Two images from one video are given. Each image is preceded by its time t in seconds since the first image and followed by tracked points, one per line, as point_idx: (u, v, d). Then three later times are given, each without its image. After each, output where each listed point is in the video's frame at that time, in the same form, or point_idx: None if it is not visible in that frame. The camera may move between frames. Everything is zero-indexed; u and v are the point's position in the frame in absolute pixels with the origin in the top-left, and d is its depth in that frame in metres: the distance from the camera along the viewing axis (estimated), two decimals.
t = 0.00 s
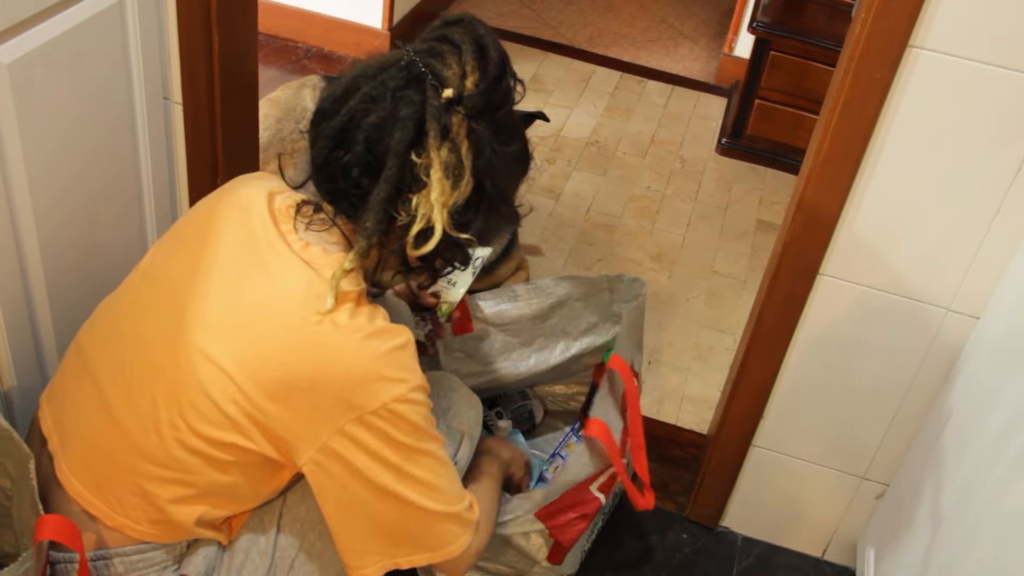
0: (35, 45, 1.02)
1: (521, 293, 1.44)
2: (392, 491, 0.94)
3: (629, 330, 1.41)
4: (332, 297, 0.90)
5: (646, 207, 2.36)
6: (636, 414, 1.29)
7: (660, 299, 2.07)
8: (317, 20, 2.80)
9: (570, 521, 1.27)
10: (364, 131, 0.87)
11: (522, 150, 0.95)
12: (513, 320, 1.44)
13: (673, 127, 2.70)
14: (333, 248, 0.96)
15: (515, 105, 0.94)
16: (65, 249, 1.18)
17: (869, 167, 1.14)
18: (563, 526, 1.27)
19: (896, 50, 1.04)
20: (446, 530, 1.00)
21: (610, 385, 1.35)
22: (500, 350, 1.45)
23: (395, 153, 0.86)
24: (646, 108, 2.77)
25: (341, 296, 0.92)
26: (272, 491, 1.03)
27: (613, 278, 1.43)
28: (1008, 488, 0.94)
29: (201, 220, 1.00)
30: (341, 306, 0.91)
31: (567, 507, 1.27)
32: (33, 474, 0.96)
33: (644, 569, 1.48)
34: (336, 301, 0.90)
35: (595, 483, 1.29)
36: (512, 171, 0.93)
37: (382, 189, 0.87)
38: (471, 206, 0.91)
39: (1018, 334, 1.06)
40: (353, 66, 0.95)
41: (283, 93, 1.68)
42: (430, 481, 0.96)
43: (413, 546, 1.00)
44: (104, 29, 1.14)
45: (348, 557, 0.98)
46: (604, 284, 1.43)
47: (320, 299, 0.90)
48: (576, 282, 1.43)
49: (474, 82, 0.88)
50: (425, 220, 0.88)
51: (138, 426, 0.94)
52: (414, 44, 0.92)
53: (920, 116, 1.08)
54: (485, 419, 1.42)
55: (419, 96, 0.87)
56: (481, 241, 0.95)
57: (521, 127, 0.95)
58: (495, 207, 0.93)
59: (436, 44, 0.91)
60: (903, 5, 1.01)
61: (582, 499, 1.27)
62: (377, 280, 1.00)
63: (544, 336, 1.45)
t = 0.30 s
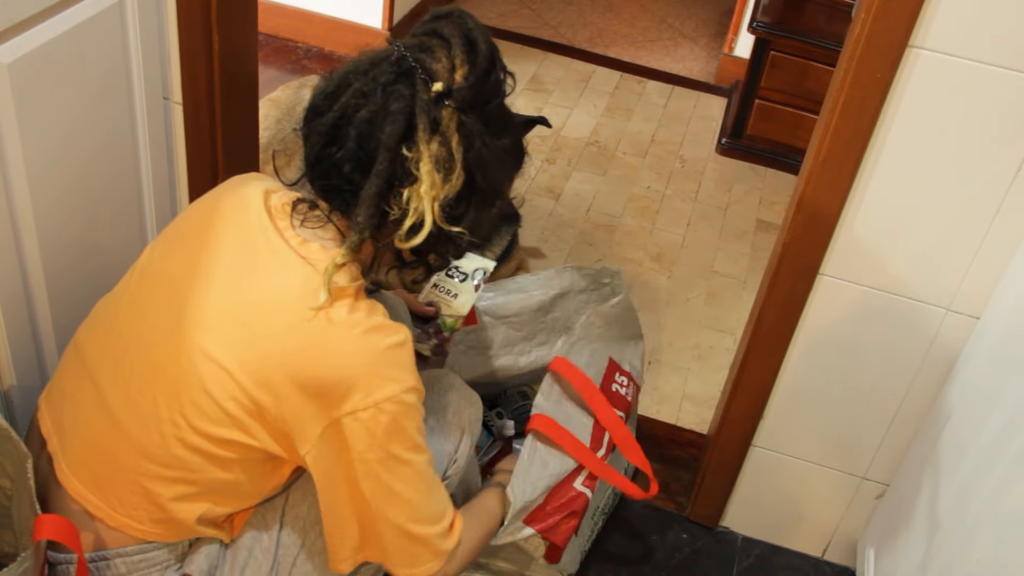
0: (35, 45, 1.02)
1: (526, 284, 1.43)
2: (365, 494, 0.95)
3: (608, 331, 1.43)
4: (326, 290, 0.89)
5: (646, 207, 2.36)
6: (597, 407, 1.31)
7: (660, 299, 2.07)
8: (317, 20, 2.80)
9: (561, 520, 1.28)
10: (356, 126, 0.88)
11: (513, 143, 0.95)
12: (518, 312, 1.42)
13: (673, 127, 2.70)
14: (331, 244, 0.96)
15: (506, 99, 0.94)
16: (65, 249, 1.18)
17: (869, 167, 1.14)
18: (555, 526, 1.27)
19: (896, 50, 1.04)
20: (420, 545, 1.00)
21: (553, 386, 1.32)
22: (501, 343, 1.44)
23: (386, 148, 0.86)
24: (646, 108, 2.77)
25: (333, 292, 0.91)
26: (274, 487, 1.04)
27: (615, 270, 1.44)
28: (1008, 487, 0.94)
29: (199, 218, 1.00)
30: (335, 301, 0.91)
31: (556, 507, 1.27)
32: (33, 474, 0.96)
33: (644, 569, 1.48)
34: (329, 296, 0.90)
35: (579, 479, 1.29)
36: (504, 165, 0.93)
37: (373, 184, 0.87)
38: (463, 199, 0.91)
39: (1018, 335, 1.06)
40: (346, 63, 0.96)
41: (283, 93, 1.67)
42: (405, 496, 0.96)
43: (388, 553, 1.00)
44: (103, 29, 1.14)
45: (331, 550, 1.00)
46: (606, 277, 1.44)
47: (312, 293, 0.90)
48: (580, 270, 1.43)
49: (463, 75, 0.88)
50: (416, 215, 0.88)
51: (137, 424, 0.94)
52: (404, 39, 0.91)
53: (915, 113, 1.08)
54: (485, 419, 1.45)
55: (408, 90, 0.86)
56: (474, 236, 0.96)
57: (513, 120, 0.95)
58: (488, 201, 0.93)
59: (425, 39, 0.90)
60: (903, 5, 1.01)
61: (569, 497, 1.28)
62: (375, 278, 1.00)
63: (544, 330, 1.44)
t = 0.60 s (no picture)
0: (35, 46, 1.02)
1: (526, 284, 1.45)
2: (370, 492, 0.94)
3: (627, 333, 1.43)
4: (326, 293, 0.90)
5: (647, 207, 2.36)
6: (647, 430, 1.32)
7: (660, 299, 2.07)
8: (317, 20, 2.80)
9: (571, 515, 1.28)
10: (356, 131, 0.87)
11: (513, 148, 0.94)
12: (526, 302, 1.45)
13: (673, 127, 2.70)
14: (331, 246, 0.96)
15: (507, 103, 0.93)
16: (65, 249, 1.18)
17: (869, 167, 1.14)
18: (565, 519, 1.27)
19: (897, 48, 1.04)
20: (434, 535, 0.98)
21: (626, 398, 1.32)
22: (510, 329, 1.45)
23: (387, 153, 0.86)
24: (646, 108, 2.77)
25: (333, 293, 0.91)
26: (272, 485, 1.04)
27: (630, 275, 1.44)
28: (1008, 488, 0.94)
29: (200, 219, 1.00)
30: (334, 303, 0.91)
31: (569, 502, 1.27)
32: (31, 474, 0.96)
33: (643, 568, 1.48)
34: (328, 297, 0.90)
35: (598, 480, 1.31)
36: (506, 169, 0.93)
37: (374, 189, 0.87)
38: (463, 205, 0.91)
39: (1018, 336, 1.06)
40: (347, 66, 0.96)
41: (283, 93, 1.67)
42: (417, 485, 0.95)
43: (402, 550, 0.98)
44: (103, 29, 1.14)
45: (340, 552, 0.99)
46: (608, 278, 1.44)
47: (309, 296, 0.90)
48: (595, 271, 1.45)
49: (464, 80, 0.88)
50: (416, 220, 0.88)
51: (133, 423, 0.94)
52: (404, 43, 0.92)
53: (914, 116, 1.09)
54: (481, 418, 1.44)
55: (409, 95, 0.87)
56: (475, 242, 0.95)
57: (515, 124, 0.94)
58: (487, 206, 0.92)
59: (426, 43, 0.91)
60: (904, 10, 1.02)
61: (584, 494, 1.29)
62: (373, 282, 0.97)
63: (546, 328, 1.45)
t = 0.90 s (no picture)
0: (35, 46, 1.02)
1: (523, 291, 1.39)
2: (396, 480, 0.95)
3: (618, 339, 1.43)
4: (321, 303, 0.89)
5: (647, 207, 2.35)
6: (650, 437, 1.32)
7: (660, 298, 2.07)
8: (316, 20, 2.80)
9: (573, 515, 1.27)
10: (350, 136, 0.87)
11: (506, 157, 0.94)
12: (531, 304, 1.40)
13: (673, 127, 2.70)
14: (326, 247, 0.95)
15: (502, 110, 0.93)
16: (65, 248, 1.18)
17: (869, 168, 1.14)
18: (566, 517, 1.27)
19: (897, 47, 1.04)
20: (464, 508, 0.99)
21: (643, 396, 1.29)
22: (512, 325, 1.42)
23: (378, 160, 0.86)
24: (646, 108, 2.77)
25: (329, 295, 0.91)
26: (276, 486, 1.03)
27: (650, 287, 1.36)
28: (1008, 487, 0.94)
29: (197, 222, 1.00)
30: (333, 307, 0.90)
31: (572, 499, 1.27)
32: (30, 475, 0.96)
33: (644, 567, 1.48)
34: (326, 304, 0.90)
35: (601, 481, 1.29)
36: (498, 179, 0.92)
37: (366, 196, 0.87)
38: (453, 216, 0.91)
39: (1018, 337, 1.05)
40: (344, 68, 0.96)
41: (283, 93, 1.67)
42: (440, 464, 0.96)
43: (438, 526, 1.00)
44: (103, 29, 1.14)
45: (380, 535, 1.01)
46: (609, 283, 1.38)
47: (305, 301, 0.90)
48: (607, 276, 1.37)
49: (457, 90, 0.88)
50: (406, 230, 0.88)
51: (133, 426, 0.94)
52: (401, 48, 0.92)
53: (913, 116, 1.09)
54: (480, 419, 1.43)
55: (402, 104, 0.86)
56: (463, 254, 0.95)
57: (509, 135, 0.94)
58: (477, 217, 0.93)
59: (422, 50, 0.90)
60: (904, 7, 1.01)
61: (588, 493, 1.28)
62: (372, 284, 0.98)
63: (547, 329, 1.44)
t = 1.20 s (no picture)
0: (36, 45, 1.02)
1: (519, 283, 1.31)
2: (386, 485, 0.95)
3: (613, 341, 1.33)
4: (318, 303, 0.89)
5: (647, 207, 2.35)
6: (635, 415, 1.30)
7: (660, 298, 2.07)
8: (316, 20, 2.80)
9: (569, 518, 1.29)
10: (346, 135, 0.88)
11: (506, 157, 0.92)
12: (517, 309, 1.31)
13: (673, 127, 2.70)
14: (324, 246, 0.95)
15: (502, 111, 0.92)
16: (66, 248, 1.18)
17: (869, 167, 1.14)
18: (562, 523, 1.28)
19: (897, 48, 1.04)
20: (449, 518, 1.00)
21: (595, 388, 1.31)
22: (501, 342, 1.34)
23: (374, 160, 0.85)
24: (646, 108, 2.77)
25: (325, 296, 0.90)
26: (270, 481, 1.03)
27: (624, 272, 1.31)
28: (1008, 488, 0.94)
29: (194, 219, 1.00)
30: (330, 307, 0.90)
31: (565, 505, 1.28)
32: (30, 474, 0.96)
33: (643, 566, 1.49)
34: (323, 304, 0.90)
35: (593, 481, 1.29)
36: (495, 181, 0.91)
37: (361, 197, 0.86)
38: (448, 217, 0.90)
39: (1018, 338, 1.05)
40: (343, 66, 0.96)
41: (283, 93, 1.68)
42: (426, 473, 0.96)
43: (420, 536, 1.01)
44: (103, 29, 1.14)
45: (367, 546, 1.01)
46: (608, 278, 1.32)
47: (303, 300, 0.90)
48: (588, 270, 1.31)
49: (454, 90, 0.87)
50: (400, 230, 0.87)
51: (131, 423, 0.94)
52: (399, 47, 0.92)
53: (913, 116, 1.09)
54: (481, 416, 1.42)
55: (399, 103, 0.86)
56: (459, 254, 0.94)
57: (508, 134, 0.92)
58: (474, 219, 0.92)
59: (419, 49, 0.90)
60: (902, 4, 1.01)
61: (581, 497, 1.28)
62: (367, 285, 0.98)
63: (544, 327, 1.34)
